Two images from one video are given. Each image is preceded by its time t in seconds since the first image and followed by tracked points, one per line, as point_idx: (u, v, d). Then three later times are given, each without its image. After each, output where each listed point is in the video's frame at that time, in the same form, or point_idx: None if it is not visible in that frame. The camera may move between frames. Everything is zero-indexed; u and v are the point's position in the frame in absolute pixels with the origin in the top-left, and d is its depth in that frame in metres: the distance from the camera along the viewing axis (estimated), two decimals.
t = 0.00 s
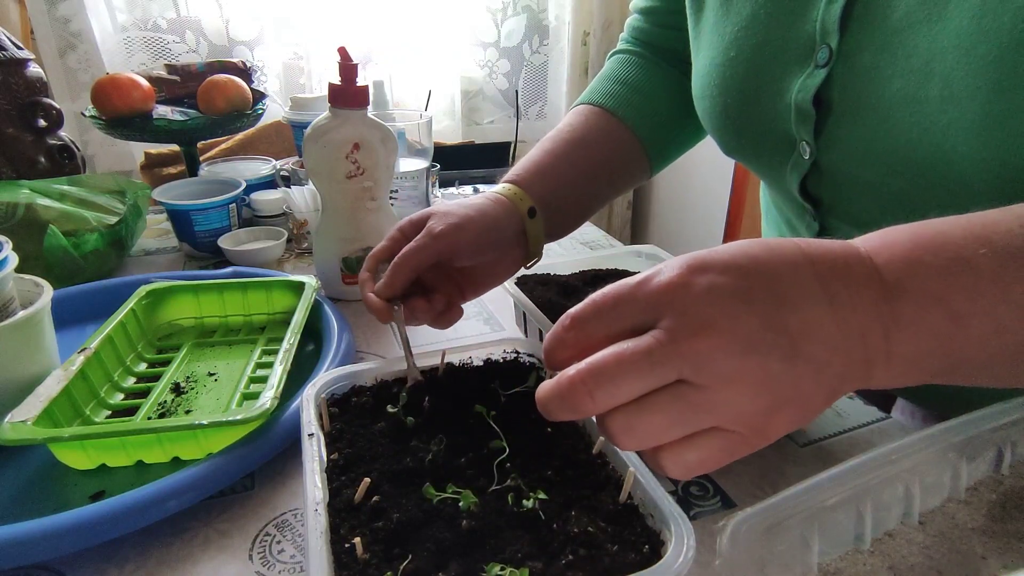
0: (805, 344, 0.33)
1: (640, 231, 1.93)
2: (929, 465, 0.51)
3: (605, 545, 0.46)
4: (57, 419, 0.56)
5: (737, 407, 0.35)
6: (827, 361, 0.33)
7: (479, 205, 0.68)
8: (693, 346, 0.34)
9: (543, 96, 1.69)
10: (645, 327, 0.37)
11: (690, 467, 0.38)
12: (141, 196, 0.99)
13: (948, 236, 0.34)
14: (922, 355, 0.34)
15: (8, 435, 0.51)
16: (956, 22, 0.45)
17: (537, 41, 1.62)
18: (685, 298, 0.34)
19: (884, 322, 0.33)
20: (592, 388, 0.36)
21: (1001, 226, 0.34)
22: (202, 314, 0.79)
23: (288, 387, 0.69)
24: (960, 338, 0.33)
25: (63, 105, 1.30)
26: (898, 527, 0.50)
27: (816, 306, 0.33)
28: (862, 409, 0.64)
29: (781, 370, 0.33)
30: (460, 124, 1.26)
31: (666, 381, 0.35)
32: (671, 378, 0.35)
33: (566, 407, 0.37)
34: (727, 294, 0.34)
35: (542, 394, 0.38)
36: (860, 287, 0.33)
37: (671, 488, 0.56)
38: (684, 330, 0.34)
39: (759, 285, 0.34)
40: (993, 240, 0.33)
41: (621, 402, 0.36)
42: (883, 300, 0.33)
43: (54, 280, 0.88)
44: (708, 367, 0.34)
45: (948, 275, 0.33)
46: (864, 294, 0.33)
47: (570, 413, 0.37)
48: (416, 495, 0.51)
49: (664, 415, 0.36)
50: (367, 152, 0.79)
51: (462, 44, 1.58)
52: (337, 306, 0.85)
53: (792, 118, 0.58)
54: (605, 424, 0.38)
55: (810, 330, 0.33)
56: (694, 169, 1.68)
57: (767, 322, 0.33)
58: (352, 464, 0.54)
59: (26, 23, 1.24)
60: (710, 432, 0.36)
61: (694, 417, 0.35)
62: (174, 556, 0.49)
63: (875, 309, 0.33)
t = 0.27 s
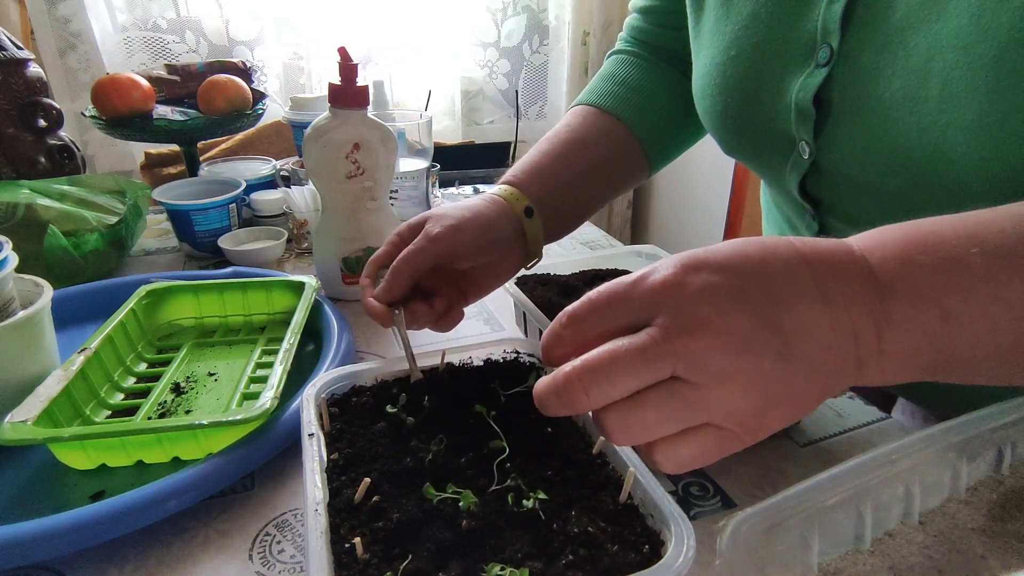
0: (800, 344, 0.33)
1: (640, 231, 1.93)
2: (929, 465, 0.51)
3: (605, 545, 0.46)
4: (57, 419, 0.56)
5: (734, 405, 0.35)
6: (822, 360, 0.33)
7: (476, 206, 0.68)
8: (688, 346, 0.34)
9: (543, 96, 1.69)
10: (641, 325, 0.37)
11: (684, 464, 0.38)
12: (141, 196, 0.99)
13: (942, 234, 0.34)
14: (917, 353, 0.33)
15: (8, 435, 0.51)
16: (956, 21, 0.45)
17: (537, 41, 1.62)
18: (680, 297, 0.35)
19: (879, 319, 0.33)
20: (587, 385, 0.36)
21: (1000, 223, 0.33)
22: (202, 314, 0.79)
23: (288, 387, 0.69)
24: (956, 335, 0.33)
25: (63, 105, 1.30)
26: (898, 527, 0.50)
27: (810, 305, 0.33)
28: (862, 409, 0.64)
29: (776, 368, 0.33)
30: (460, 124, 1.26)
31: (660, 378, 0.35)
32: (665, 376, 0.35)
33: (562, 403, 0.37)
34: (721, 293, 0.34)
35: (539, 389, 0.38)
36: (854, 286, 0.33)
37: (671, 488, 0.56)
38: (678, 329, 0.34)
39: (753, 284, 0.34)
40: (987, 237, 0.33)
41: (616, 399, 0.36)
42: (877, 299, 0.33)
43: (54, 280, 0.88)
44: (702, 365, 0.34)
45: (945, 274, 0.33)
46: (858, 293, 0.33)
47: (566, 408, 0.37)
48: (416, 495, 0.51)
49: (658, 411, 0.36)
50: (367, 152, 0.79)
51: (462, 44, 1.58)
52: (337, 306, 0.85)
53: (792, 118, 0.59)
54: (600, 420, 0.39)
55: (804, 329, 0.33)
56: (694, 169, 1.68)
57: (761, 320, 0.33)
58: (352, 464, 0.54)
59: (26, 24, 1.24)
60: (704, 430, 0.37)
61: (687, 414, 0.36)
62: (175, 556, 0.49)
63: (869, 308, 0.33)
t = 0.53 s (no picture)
0: (799, 344, 0.33)
1: (640, 231, 1.93)
2: (929, 465, 0.51)
3: (605, 545, 0.46)
4: (57, 419, 0.56)
5: (734, 406, 0.35)
6: (822, 360, 0.33)
7: (476, 208, 0.68)
8: (686, 347, 0.34)
9: (543, 96, 1.69)
10: (640, 326, 0.37)
11: (683, 465, 0.38)
12: (141, 196, 0.99)
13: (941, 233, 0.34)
14: (915, 353, 0.33)
15: (8, 435, 0.51)
16: (956, 20, 0.45)
17: (537, 42, 1.62)
18: (679, 298, 0.35)
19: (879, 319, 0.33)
20: (587, 385, 0.36)
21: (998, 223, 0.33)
22: (202, 314, 0.79)
23: (288, 387, 0.69)
24: (955, 334, 0.33)
25: (63, 105, 1.30)
26: (898, 527, 0.50)
27: (809, 306, 0.33)
28: (862, 409, 0.64)
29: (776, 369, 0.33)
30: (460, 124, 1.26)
31: (658, 379, 0.35)
32: (664, 376, 0.35)
33: (562, 404, 0.37)
34: (720, 294, 0.34)
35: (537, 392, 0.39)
36: (852, 286, 0.33)
37: (671, 488, 0.56)
38: (677, 330, 0.34)
39: (752, 285, 0.34)
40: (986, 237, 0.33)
41: (616, 399, 0.37)
42: (876, 299, 0.33)
43: (53, 280, 0.88)
44: (701, 366, 0.34)
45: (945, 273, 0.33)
46: (857, 293, 0.33)
47: (565, 410, 0.38)
48: (416, 495, 0.51)
49: (657, 412, 0.36)
50: (367, 152, 0.79)
51: (462, 44, 1.58)
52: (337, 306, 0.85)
53: (792, 118, 0.59)
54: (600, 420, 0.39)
55: (803, 330, 0.33)
56: (694, 169, 1.68)
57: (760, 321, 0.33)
58: (352, 464, 0.54)
59: (26, 23, 1.24)
60: (702, 430, 0.37)
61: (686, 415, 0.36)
62: (174, 557, 0.49)
63: (867, 308, 0.33)
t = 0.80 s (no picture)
0: (795, 344, 0.33)
1: (640, 231, 1.93)
2: (929, 466, 0.51)
3: (605, 545, 0.46)
4: (57, 419, 0.56)
5: (730, 404, 0.35)
6: (819, 358, 0.34)
7: (474, 204, 0.68)
8: (684, 345, 0.34)
9: (543, 96, 1.69)
10: (637, 325, 0.37)
11: (677, 464, 0.38)
12: (141, 196, 0.99)
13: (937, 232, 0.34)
14: (913, 352, 0.33)
15: (8, 435, 0.51)
16: (955, 21, 0.45)
17: (537, 41, 1.62)
18: (676, 297, 0.35)
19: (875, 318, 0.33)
20: (584, 385, 0.36)
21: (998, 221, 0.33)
22: (202, 314, 0.79)
23: (287, 387, 0.69)
24: (953, 334, 0.33)
25: (63, 105, 1.30)
26: (898, 527, 0.50)
27: (805, 305, 0.33)
28: (862, 410, 0.64)
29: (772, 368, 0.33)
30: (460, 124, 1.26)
31: (655, 378, 0.35)
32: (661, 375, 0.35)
33: (560, 402, 0.38)
34: (717, 294, 0.34)
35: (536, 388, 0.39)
36: (848, 285, 0.34)
37: (671, 488, 0.56)
38: (674, 330, 0.34)
39: (750, 284, 0.34)
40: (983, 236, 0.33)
41: (613, 398, 0.37)
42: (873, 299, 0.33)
43: (53, 280, 0.88)
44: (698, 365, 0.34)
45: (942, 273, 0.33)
46: (853, 293, 0.33)
47: (561, 407, 0.38)
48: (416, 495, 0.51)
49: (653, 412, 0.36)
50: (367, 152, 0.79)
51: (462, 44, 1.58)
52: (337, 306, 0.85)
53: (791, 117, 0.59)
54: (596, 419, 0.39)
55: (799, 329, 0.33)
56: (694, 169, 1.67)
57: (758, 321, 0.33)
58: (352, 464, 0.53)
59: (26, 24, 1.24)
60: (697, 430, 0.37)
61: (682, 414, 0.36)
62: (175, 557, 0.49)
63: (864, 308, 0.33)
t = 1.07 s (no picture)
0: (769, 343, 0.34)
1: (640, 231, 1.93)
2: (929, 466, 0.51)
3: (605, 545, 0.46)
4: (57, 419, 0.56)
5: (704, 405, 0.35)
6: (796, 358, 0.34)
7: (473, 188, 0.68)
8: (655, 352, 0.34)
9: (543, 96, 1.69)
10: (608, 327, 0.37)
11: (646, 468, 0.38)
12: (141, 196, 0.99)
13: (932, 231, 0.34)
14: (912, 352, 0.33)
15: (8, 435, 0.51)
16: (952, 20, 0.45)
17: (537, 41, 1.62)
18: (649, 302, 0.35)
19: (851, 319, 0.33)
20: (554, 393, 0.36)
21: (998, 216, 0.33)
22: (202, 314, 0.79)
23: (287, 387, 0.69)
24: (944, 333, 0.33)
25: (62, 105, 1.30)
26: (898, 527, 0.50)
27: (775, 311, 0.33)
28: (862, 410, 0.64)
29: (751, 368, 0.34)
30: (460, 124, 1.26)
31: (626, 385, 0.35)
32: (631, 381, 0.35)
33: (530, 411, 0.37)
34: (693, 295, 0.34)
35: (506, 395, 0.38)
36: (824, 286, 0.34)
37: (671, 488, 0.56)
38: (645, 337, 0.34)
39: (721, 288, 0.34)
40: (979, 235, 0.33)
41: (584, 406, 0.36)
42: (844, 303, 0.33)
43: (53, 280, 0.88)
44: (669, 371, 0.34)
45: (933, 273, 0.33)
46: (829, 294, 0.33)
47: (530, 415, 0.37)
48: (416, 495, 0.51)
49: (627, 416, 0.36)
50: (367, 152, 0.79)
51: (462, 44, 1.58)
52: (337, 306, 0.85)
53: (790, 118, 0.59)
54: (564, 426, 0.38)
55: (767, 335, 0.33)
56: (694, 169, 1.68)
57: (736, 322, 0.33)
58: (352, 464, 0.54)
59: (26, 23, 1.24)
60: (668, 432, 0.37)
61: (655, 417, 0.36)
62: (175, 556, 0.49)
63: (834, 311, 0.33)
